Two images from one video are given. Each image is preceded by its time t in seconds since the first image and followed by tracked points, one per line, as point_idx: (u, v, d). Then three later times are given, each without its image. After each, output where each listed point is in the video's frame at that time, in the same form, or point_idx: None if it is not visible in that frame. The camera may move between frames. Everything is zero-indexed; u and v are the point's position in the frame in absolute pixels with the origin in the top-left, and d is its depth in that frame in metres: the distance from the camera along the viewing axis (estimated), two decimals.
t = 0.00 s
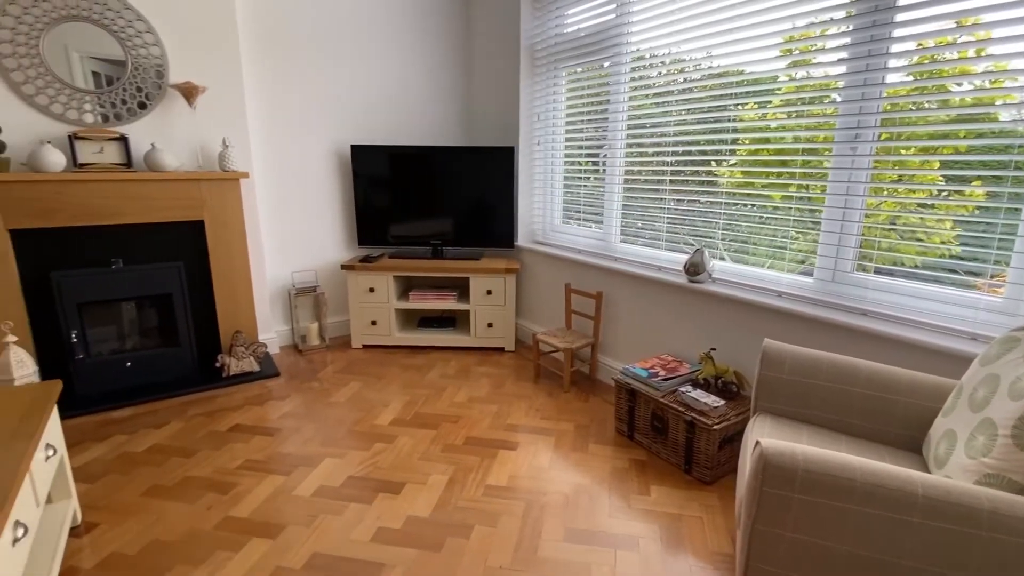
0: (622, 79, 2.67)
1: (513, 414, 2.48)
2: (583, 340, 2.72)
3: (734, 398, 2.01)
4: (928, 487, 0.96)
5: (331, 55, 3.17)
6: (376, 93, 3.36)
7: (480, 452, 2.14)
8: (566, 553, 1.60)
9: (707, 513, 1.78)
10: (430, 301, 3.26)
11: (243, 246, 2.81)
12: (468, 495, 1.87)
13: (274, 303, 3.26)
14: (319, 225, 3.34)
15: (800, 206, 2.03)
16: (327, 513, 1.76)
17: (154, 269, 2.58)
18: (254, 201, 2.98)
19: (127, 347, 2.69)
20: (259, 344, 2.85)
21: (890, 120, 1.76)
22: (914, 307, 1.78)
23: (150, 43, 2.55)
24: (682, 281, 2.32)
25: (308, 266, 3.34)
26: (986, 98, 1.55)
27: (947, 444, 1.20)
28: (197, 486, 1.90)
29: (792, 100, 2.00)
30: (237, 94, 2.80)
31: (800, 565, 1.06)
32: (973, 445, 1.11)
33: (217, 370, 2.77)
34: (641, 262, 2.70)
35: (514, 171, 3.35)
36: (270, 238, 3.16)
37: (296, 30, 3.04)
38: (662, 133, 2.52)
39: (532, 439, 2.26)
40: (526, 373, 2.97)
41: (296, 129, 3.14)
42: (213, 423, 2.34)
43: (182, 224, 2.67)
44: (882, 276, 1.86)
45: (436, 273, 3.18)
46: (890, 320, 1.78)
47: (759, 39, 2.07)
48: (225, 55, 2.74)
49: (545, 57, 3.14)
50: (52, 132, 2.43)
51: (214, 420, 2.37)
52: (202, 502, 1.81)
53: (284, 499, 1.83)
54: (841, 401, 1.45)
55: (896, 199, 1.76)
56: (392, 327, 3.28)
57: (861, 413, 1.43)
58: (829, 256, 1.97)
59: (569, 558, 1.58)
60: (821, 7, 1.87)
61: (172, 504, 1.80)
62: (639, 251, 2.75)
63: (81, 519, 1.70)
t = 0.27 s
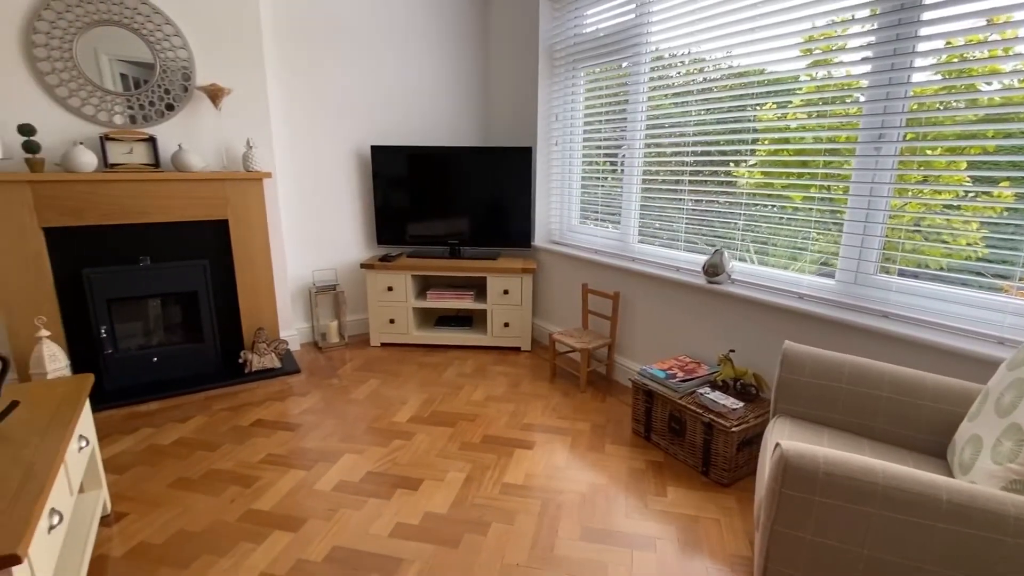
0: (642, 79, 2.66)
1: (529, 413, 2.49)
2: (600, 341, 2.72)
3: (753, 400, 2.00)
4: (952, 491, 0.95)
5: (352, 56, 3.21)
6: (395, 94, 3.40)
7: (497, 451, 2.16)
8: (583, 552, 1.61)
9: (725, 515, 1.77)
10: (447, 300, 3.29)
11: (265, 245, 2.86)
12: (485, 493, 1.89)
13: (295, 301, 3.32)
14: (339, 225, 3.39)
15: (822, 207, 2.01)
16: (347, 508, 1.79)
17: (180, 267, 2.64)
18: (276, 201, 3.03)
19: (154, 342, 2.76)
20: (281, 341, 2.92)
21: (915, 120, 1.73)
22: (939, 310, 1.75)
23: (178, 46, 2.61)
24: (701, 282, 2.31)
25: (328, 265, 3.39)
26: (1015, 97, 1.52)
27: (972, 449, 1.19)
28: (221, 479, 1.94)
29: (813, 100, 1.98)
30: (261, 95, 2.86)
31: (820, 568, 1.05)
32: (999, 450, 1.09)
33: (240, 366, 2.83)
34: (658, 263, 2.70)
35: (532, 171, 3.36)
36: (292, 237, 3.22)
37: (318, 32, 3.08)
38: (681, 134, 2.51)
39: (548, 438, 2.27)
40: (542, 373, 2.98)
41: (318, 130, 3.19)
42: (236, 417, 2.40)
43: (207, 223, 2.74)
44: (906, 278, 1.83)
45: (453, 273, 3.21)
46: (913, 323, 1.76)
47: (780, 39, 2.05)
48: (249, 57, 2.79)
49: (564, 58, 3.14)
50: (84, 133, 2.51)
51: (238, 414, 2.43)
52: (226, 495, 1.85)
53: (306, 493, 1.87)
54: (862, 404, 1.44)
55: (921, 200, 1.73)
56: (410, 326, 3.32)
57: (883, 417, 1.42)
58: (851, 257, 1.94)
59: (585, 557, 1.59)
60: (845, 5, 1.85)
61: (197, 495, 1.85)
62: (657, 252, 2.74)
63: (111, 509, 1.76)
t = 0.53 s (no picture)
0: (661, 79, 2.65)
1: (546, 413, 2.50)
2: (618, 341, 2.71)
3: (773, 403, 1.98)
4: (978, 496, 0.94)
5: (373, 57, 3.25)
6: (415, 95, 3.43)
7: (514, 450, 2.17)
8: (600, 552, 1.61)
9: (744, 518, 1.76)
10: (465, 299, 3.31)
11: (287, 244, 2.92)
12: (502, 491, 1.90)
13: (316, 299, 3.37)
14: (359, 224, 3.43)
15: (844, 209, 1.98)
16: (366, 503, 1.82)
17: (206, 265, 2.70)
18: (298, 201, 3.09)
19: (179, 338, 2.83)
20: (303, 339, 2.95)
21: (942, 120, 1.70)
22: (966, 314, 1.71)
23: (205, 49, 2.68)
24: (720, 283, 2.30)
25: (347, 264, 3.44)
26: None
27: (999, 455, 1.16)
28: (244, 473, 1.99)
29: (836, 100, 1.96)
30: (285, 97, 2.91)
31: (840, 571, 1.05)
32: None
33: (262, 362, 2.89)
34: (677, 264, 2.68)
35: (550, 172, 3.36)
36: (313, 236, 3.27)
37: (340, 34, 3.13)
38: (701, 134, 2.49)
39: (565, 438, 2.28)
40: (559, 373, 2.98)
41: (339, 131, 3.24)
42: (259, 412, 2.45)
43: (232, 223, 2.80)
44: (932, 281, 1.80)
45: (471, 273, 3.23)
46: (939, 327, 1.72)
47: (803, 38, 2.03)
48: (273, 60, 2.84)
49: (583, 58, 3.15)
50: (115, 134, 2.58)
51: (261, 410, 2.48)
52: (248, 488, 1.90)
53: (326, 488, 1.90)
54: (885, 408, 1.42)
55: (947, 201, 1.70)
56: (428, 325, 3.35)
57: (906, 421, 1.40)
58: (874, 259, 1.92)
59: (602, 557, 1.59)
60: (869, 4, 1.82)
61: (222, 488, 1.90)
62: (676, 253, 2.73)
63: (139, 500, 1.81)
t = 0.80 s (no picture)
0: (680, 79, 2.65)
1: (562, 412, 2.52)
2: (635, 342, 2.72)
3: (792, 405, 1.97)
4: (1000, 499, 0.93)
5: (393, 60, 3.30)
6: (434, 96, 3.47)
7: (530, 447, 2.19)
8: (616, 550, 1.62)
9: (761, 520, 1.75)
10: (482, 298, 3.34)
11: (309, 243, 2.97)
12: (518, 488, 1.92)
13: (336, 297, 3.43)
14: (379, 224, 3.48)
15: (867, 209, 1.96)
16: (385, 497, 1.86)
17: (231, 263, 2.77)
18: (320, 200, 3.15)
19: (204, 334, 2.91)
20: (324, 336, 3.00)
21: (968, 119, 1.68)
22: (992, 317, 1.68)
23: (231, 52, 2.75)
24: (739, 284, 2.29)
25: (367, 263, 3.50)
26: None
27: None
28: (267, 466, 2.04)
29: (859, 100, 1.94)
30: (308, 99, 2.97)
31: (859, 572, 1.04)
32: None
33: (284, 358, 2.95)
34: (695, 264, 2.67)
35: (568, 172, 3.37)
36: (334, 235, 3.33)
37: (362, 37, 3.18)
38: (720, 134, 2.48)
39: (581, 437, 2.29)
40: (575, 373, 3.00)
41: (360, 132, 3.29)
42: (282, 407, 2.51)
43: (256, 222, 2.86)
44: (956, 283, 1.77)
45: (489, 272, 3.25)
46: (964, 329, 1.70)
47: (825, 38, 2.01)
48: (296, 62, 2.90)
49: (602, 58, 3.15)
50: (145, 135, 2.66)
51: (283, 404, 2.54)
52: (272, 480, 1.95)
53: (346, 481, 1.94)
54: (907, 411, 1.41)
55: (973, 202, 1.67)
56: (446, 323, 3.39)
57: (928, 424, 1.38)
58: (897, 261, 1.89)
59: (617, 555, 1.60)
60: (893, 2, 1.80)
61: (246, 480, 1.95)
62: (694, 253, 2.72)
63: (167, 489, 1.87)
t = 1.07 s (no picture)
0: (702, 79, 2.64)
1: (580, 411, 2.53)
2: (653, 342, 2.72)
3: (813, 407, 1.95)
4: None
5: (416, 61, 3.35)
6: (455, 97, 3.51)
7: (548, 446, 2.21)
8: (634, 548, 1.63)
9: (781, 522, 1.75)
10: (501, 297, 3.37)
11: (332, 241, 3.03)
12: (536, 485, 1.94)
13: (358, 295, 3.49)
14: (399, 223, 3.53)
15: (892, 210, 1.93)
16: (406, 491, 1.89)
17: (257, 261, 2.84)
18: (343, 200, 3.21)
19: (231, 330, 2.99)
20: (345, 332, 3.09)
21: (998, 119, 1.65)
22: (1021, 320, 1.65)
23: (259, 55, 2.82)
24: (760, 285, 2.27)
25: (388, 261, 3.55)
26: None
27: None
28: (292, 458, 2.09)
29: (884, 99, 1.92)
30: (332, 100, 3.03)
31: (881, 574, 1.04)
32: None
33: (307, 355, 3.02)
34: (715, 265, 2.66)
35: (588, 172, 3.38)
36: (356, 234, 3.39)
37: (385, 39, 3.24)
38: (742, 134, 2.47)
39: (599, 436, 2.30)
40: (593, 372, 3.00)
41: (382, 133, 3.35)
42: (305, 402, 2.56)
43: (281, 221, 2.93)
44: (984, 285, 1.74)
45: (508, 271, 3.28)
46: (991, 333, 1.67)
47: (850, 37, 1.99)
48: (321, 64, 2.96)
49: (622, 59, 3.15)
50: (176, 136, 2.74)
51: (306, 399, 2.59)
52: (296, 472, 2.00)
53: (368, 475, 1.99)
54: (931, 414, 1.39)
55: (1003, 204, 1.64)
56: (465, 322, 3.42)
57: (953, 428, 1.36)
58: (923, 262, 1.87)
59: (635, 552, 1.61)
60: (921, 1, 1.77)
61: (271, 471, 2.01)
62: (714, 254, 2.71)
63: (196, 479, 1.93)
